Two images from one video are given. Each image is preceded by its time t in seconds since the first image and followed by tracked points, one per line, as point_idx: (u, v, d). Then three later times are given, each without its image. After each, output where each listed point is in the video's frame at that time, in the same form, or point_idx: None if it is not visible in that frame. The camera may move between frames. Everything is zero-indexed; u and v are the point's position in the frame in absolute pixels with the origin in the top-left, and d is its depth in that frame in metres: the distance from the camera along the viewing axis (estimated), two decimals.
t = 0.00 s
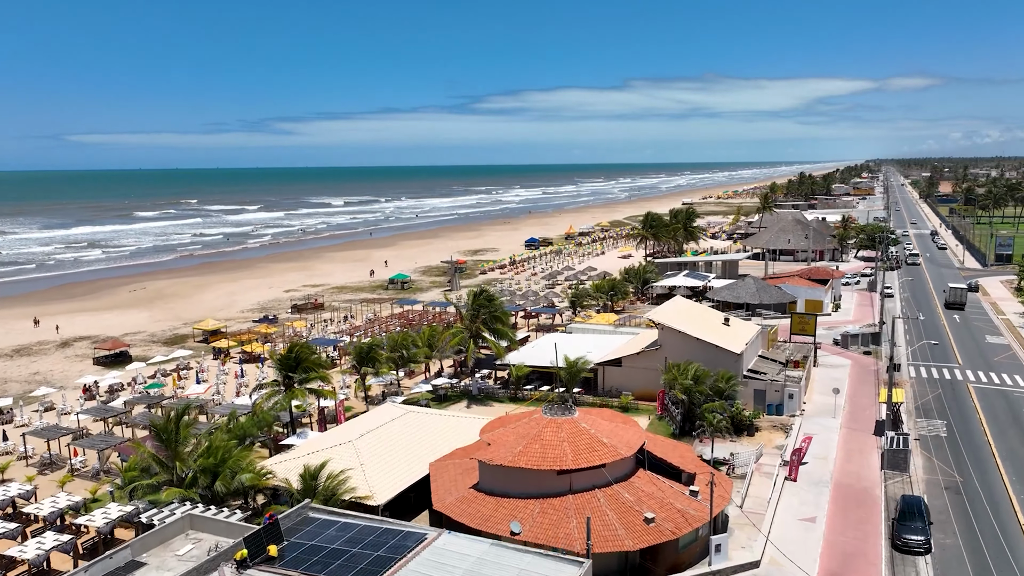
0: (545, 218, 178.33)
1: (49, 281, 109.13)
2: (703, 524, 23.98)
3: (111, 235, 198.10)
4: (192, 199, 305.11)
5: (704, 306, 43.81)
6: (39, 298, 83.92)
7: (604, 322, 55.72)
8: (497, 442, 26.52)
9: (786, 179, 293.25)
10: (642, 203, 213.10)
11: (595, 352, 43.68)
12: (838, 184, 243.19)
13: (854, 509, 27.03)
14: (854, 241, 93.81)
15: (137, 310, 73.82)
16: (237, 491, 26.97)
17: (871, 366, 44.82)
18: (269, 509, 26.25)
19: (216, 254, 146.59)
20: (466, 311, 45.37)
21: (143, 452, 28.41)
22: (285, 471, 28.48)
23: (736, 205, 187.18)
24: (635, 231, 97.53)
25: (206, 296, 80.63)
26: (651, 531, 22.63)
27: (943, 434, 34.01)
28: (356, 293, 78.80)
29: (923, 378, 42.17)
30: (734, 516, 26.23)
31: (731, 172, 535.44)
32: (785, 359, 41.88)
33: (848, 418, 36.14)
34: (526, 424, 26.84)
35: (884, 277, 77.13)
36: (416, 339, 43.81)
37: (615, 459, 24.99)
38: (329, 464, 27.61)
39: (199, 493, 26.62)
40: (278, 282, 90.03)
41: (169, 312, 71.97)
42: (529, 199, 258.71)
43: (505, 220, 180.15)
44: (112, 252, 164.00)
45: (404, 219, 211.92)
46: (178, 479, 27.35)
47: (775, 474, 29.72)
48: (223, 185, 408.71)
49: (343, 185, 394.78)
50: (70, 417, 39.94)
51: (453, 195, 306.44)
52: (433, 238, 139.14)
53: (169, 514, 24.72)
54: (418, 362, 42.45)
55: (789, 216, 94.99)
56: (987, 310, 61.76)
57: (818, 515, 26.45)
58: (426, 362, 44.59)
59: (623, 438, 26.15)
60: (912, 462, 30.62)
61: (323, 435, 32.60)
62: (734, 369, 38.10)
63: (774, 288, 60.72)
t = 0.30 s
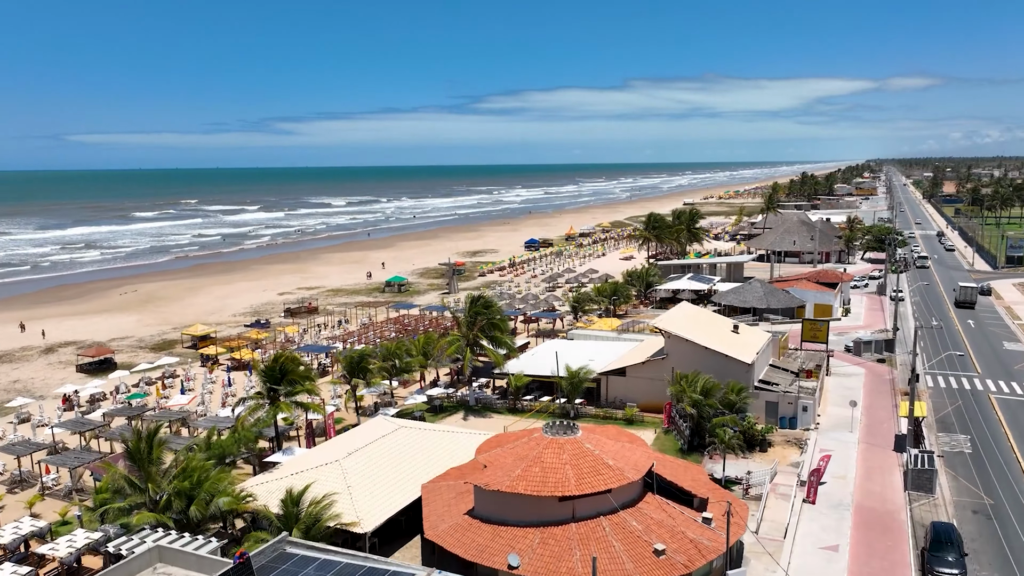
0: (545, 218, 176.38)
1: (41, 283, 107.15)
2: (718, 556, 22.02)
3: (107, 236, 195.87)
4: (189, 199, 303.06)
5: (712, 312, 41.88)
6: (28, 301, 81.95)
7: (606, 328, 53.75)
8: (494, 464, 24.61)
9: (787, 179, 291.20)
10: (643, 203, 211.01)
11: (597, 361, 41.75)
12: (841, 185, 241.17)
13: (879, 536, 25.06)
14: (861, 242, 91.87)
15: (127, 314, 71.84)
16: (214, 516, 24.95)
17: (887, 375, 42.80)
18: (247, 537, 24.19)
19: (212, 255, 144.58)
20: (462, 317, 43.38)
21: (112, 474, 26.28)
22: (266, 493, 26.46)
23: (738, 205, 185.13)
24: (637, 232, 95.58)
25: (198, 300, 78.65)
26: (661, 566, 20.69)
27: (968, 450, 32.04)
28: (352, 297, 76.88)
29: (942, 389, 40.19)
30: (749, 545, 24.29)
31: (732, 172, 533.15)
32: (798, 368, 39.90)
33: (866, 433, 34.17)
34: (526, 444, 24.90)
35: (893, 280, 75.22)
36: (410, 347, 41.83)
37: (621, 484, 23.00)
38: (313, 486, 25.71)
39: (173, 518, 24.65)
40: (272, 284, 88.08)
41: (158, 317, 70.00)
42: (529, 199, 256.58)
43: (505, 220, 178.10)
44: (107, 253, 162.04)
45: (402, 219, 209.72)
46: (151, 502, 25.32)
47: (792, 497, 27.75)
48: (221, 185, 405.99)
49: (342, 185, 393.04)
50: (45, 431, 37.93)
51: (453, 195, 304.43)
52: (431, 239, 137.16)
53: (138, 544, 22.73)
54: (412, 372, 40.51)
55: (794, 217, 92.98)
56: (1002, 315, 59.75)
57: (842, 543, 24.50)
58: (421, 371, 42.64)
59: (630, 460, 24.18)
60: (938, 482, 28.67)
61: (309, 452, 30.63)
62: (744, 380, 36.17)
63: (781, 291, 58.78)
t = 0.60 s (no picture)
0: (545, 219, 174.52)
1: (32, 286, 105.22)
2: None
3: (103, 236, 193.96)
4: (187, 199, 301.14)
5: (720, 319, 39.97)
6: (16, 304, 80.03)
7: (609, 334, 51.76)
8: (490, 489, 22.64)
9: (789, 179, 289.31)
10: (644, 203, 209.14)
11: (600, 371, 39.75)
12: (843, 185, 239.33)
13: (909, 567, 23.12)
14: (868, 244, 89.97)
15: (115, 318, 69.94)
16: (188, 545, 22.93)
17: (904, 384, 40.85)
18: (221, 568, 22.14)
19: (207, 257, 142.56)
20: (458, 324, 41.41)
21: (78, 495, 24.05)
22: (244, 519, 24.49)
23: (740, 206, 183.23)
24: (639, 234, 93.69)
25: (190, 303, 76.75)
26: None
27: (996, 468, 30.10)
28: (347, 300, 74.96)
29: (962, 400, 38.25)
30: None
31: (733, 173, 531.05)
32: (812, 379, 37.93)
33: (886, 449, 32.22)
34: (524, 468, 22.94)
35: (902, 283, 73.27)
36: (404, 357, 39.92)
37: (629, 513, 21.06)
38: (294, 513, 23.72)
39: (141, 547, 22.63)
40: (266, 287, 86.20)
41: (147, 321, 68.11)
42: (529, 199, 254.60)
43: (504, 221, 176.18)
44: (102, 254, 160.03)
45: (401, 220, 207.72)
46: (119, 529, 23.18)
47: (811, 522, 25.80)
48: (220, 185, 404.17)
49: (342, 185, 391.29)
50: (19, 446, 36.08)
51: (452, 195, 302.57)
52: (430, 240, 135.20)
53: None
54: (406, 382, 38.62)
55: (799, 218, 90.97)
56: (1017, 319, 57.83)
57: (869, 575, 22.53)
58: (415, 380, 40.66)
59: (639, 486, 22.26)
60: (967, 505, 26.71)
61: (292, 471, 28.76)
62: (756, 392, 34.22)
63: (789, 295, 56.85)
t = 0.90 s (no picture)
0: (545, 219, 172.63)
1: (22, 288, 103.25)
2: None
3: (99, 237, 191.84)
4: (185, 199, 299.26)
5: (728, 327, 38.04)
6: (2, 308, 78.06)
7: (612, 340, 49.81)
8: (486, 520, 20.67)
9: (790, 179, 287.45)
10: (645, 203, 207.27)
11: (603, 381, 37.81)
12: (845, 185, 237.55)
13: None
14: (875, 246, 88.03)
15: (103, 323, 67.95)
16: None
17: (923, 394, 38.85)
18: None
19: (203, 258, 140.60)
20: (453, 332, 39.52)
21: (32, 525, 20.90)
22: (217, 550, 22.50)
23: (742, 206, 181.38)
24: (641, 235, 91.72)
25: (180, 306, 74.80)
26: None
27: None
28: (342, 304, 73.00)
29: (985, 412, 36.27)
30: None
31: (734, 172, 529.52)
32: (827, 391, 35.95)
33: (910, 468, 30.24)
34: (523, 497, 20.97)
35: (912, 287, 71.30)
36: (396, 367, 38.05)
37: (639, 549, 19.08)
38: (270, 546, 21.69)
39: None
40: (259, 289, 84.24)
41: (135, 325, 66.11)
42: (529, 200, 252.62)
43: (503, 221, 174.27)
44: (97, 255, 158.09)
45: (400, 220, 205.61)
46: (81, 562, 20.27)
47: (835, 552, 23.83)
48: (220, 185, 402.48)
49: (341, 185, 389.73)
50: None
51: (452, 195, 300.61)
52: (428, 241, 133.29)
53: None
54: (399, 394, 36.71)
55: (805, 219, 89.04)
56: None
57: None
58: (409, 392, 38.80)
59: (649, 517, 20.31)
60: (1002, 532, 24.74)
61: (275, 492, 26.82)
62: (769, 406, 32.30)
63: (798, 300, 54.89)
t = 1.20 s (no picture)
0: (546, 220, 170.48)
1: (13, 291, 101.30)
2: None
3: (94, 238, 189.57)
4: (184, 199, 297.37)
5: (738, 335, 36.06)
6: None
7: (615, 347, 47.78)
8: (480, 558, 18.63)
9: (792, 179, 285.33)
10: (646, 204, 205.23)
11: (607, 394, 35.80)
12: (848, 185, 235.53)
13: None
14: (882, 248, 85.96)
15: (89, 327, 65.96)
16: None
17: (944, 407, 36.82)
18: None
19: (199, 259, 138.69)
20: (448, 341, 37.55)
21: None
22: None
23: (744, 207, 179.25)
24: (644, 236, 89.65)
25: (171, 310, 72.81)
26: None
27: None
28: (336, 307, 71.00)
29: (1011, 426, 34.30)
30: None
31: (735, 172, 527.16)
32: (844, 404, 33.95)
33: (936, 488, 28.27)
34: (521, 531, 18.94)
35: (923, 290, 69.26)
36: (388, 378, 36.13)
37: None
38: None
39: None
40: (253, 292, 82.27)
41: (123, 330, 64.13)
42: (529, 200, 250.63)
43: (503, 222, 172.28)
44: (92, 256, 156.30)
45: (399, 220, 203.57)
46: None
47: None
48: (219, 185, 400.87)
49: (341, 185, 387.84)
50: None
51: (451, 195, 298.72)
52: (427, 242, 131.27)
53: None
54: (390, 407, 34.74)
55: (812, 220, 87.05)
56: None
57: None
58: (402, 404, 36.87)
59: (661, 553, 18.35)
60: None
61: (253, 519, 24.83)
62: (784, 421, 30.31)
63: (808, 305, 52.85)
